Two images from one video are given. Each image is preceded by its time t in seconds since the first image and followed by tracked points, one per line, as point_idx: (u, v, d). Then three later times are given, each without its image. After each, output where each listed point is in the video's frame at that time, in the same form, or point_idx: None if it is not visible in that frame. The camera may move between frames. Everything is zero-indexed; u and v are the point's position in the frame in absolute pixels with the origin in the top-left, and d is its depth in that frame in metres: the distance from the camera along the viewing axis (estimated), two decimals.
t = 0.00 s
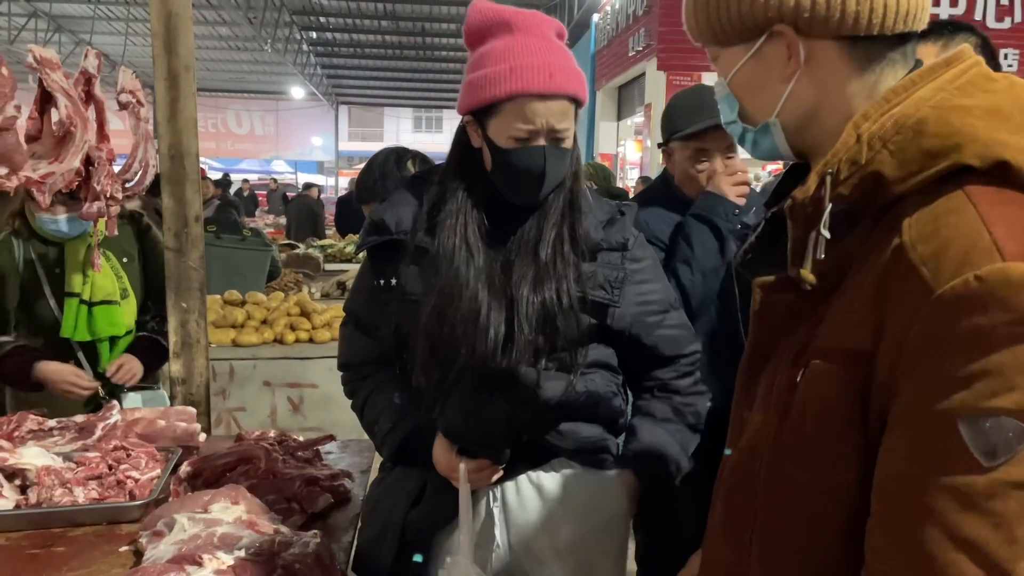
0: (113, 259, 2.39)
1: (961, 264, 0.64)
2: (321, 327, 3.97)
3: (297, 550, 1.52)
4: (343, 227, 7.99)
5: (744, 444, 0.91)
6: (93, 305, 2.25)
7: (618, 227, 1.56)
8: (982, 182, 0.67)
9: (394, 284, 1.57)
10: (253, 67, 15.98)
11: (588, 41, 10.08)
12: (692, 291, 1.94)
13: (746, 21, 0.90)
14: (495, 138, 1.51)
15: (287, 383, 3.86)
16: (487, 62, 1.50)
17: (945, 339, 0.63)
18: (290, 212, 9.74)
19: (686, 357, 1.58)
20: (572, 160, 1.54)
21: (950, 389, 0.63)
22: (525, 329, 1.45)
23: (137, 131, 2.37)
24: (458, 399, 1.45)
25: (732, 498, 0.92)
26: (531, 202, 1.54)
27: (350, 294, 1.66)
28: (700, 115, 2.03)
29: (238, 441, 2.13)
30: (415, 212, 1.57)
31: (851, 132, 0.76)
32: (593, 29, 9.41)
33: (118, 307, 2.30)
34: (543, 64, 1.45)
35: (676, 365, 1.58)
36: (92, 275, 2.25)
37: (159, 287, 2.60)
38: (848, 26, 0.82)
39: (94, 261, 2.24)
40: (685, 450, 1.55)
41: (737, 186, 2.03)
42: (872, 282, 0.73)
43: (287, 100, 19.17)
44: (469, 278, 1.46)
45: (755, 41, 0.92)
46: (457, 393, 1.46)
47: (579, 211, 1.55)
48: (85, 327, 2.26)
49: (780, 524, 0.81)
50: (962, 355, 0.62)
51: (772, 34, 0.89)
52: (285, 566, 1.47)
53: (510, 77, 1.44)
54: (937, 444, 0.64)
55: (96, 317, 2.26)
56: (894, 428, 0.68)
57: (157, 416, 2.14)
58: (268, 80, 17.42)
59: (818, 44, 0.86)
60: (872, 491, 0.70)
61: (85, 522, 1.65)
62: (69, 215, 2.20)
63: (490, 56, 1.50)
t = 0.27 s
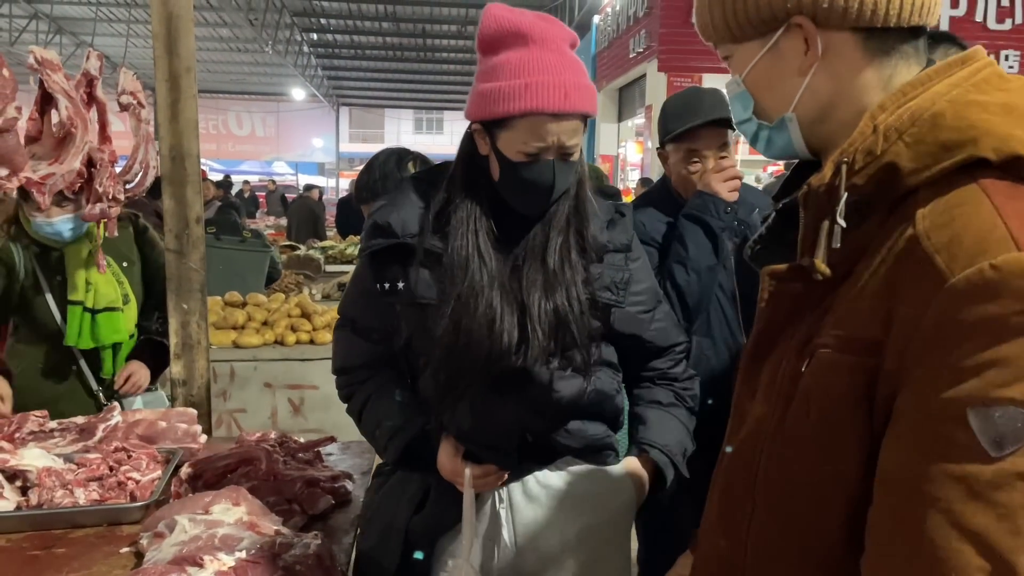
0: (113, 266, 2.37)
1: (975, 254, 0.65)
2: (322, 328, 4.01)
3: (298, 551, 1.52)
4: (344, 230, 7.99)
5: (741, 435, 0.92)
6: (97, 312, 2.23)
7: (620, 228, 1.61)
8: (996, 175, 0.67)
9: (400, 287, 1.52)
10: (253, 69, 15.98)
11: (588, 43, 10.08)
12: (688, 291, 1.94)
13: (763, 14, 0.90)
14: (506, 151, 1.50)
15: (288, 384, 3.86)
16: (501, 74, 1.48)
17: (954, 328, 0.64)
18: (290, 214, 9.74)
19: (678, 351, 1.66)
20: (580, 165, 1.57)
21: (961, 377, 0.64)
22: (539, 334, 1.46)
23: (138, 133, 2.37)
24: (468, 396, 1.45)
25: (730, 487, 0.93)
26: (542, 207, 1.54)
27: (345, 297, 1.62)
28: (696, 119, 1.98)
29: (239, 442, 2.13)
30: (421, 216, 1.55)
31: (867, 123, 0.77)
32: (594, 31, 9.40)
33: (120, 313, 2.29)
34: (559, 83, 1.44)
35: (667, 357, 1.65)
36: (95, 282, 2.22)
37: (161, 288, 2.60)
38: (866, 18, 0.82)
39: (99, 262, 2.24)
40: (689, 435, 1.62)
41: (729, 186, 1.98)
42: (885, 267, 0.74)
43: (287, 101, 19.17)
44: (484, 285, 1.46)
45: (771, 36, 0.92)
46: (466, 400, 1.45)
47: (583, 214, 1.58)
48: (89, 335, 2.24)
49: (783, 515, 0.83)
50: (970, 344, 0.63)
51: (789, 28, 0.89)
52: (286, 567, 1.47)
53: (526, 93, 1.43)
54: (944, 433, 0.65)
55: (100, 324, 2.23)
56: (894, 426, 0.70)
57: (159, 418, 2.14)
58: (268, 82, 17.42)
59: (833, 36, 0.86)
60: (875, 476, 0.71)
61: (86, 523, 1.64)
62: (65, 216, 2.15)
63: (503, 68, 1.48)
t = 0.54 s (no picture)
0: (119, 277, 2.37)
1: (980, 251, 0.65)
2: (323, 330, 4.03)
3: (300, 552, 1.53)
4: (345, 231, 7.99)
5: (744, 434, 0.92)
6: (105, 323, 2.24)
7: (620, 231, 1.62)
8: (999, 174, 0.68)
9: (402, 289, 1.54)
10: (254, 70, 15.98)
11: (589, 44, 10.08)
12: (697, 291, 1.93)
13: (748, 34, 0.92)
14: (508, 161, 1.51)
15: (289, 386, 3.86)
16: (506, 83, 1.48)
17: (959, 325, 0.65)
18: (291, 215, 9.74)
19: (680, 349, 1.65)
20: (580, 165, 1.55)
21: (966, 374, 0.64)
22: (541, 338, 1.46)
23: (140, 134, 2.37)
24: (473, 395, 1.45)
25: (730, 486, 0.93)
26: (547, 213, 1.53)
27: (345, 300, 1.61)
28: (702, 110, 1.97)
29: (240, 443, 2.13)
30: (423, 220, 1.54)
31: (871, 123, 0.77)
32: (594, 33, 9.40)
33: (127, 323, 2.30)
34: (564, 95, 1.44)
35: (670, 355, 1.63)
36: (103, 293, 2.23)
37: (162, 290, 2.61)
38: (848, 26, 0.84)
39: (105, 264, 2.25)
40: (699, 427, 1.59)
41: (730, 180, 2.01)
42: (891, 265, 0.75)
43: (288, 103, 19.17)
44: (487, 291, 1.46)
45: (759, 54, 0.93)
46: (470, 397, 1.45)
47: (584, 217, 1.58)
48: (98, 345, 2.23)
49: (786, 513, 0.83)
50: (977, 341, 0.63)
51: (775, 45, 0.91)
52: (287, 568, 1.47)
53: (530, 105, 1.43)
54: (949, 430, 0.65)
55: (109, 336, 2.24)
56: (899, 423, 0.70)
57: (160, 419, 2.13)
58: (269, 83, 17.43)
59: (824, 42, 0.86)
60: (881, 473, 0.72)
61: (88, 525, 1.65)
62: (60, 227, 2.13)
63: (507, 78, 1.48)
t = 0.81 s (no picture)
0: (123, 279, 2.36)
1: (972, 251, 0.65)
2: (323, 331, 4.03)
3: (300, 554, 1.53)
4: (345, 233, 8.00)
5: (743, 436, 0.92)
6: (110, 327, 2.24)
7: (619, 233, 1.61)
8: (992, 173, 0.68)
9: (400, 291, 1.54)
10: (255, 71, 16.00)
11: (589, 46, 10.08)
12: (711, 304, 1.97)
13: (728, 50, 0.93)
14: (505, 157, 1.50)
15: (289, 387, 3.86)
16: (500, 80, 1.48)
17: (954, 324, 0.65)
18: (292, 217, 9.73)
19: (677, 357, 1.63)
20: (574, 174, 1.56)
21: (962, 373, 0.64)
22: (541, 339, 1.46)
23: (140, 136, 2.37)
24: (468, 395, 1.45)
25: (732, 489, 0.93)
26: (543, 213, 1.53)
27: (345, 303, 1.62)
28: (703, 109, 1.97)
29: (240, 445, 2.13)
30: (422, 221, 1.55)
31: (861, 124, 0.78)
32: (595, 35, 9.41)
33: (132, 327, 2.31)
34: (557, 88, 1.43)
35: (667, 361, 1.62)
36: (108, 298, 2.23)
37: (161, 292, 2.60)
38: (827, 33, 0.85)
39: (106, 266, 2.25)
40: (691, 438, 1.57)
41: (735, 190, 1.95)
42: (886, 266, 0.75)
43: (288, 104, 19.19)
44: (484, 291, 1.46)
45: (742, 70, 0.95)
46: (466, 401, 1.45)
47: (583, 219, 1.58)
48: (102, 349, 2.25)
49: (786, 514, 0.83)
50: (971, 340, 0.63)
51: (757, 60, 0.92)
52: (287, 570, 1.47)
53: (524, 100, 1.43)
54: (946, 428, 0.65)
55: (113, 340, 2.25)
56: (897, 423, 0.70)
57: (160, 421, 2.13)
58: (269, 84, 17.45)
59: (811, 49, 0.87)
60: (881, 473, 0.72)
61: (87, 527, 1.64)
62: (66, 234, 2.14)
63: (501, 74, 1.48)
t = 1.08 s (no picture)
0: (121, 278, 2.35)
1: (963, 249, 0.65)
2: (323, 333, 4.01)
3: (300, 556, 1.53)
4: (346, 235, 8.00)
5: (743, 441, 0.92)
6: (108, 327, 2.23)
7: (621, 232, 1.61)
8: (981, 170, 0.68)
9: (402, 293, 1.52)
10: (256, 73, 16.02)
11: (589, 47, 10.10)
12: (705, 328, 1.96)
13: (715, 64, 0.97)
14: (505, 150, 1.51)
15: (290, 389, 3.86)
16: (496, 73, 1.50)
17: (947, 322, 0.65)
18: (292, 218, 9.73)
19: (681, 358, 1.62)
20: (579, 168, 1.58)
21: (956, 371, 0.64)
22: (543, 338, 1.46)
23: (141, 137, 2.37)
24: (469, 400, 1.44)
25: (731, 495, 0.92)
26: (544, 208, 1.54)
27: (347, 304, 1.63)
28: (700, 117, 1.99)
29: (240, 447, 2.13)
30: (423, 221, 1.55)
31: (848, 126, 0.79)
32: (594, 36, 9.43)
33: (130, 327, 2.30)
34: (554, 75, 1.45)
35: (669, 363, 1.61)
36: (105, 298, 2.22)
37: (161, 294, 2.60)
38: (813, 38, 0.89)
39: (104, 267, 2.22)
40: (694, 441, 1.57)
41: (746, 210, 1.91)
42: (877, 269, 0.75)
43: (289, 106, 19.21)
44: (485, 289, 1.46)
45: (729, 84, 0.98)
46: (467, 404, 1.44)
47: (583, 219, 1.59)
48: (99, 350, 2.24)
49: (790, 518, 0.82)
50: (965, 336, 0.64)
51: (744, 72, 0.96)
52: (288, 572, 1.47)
53: (520, 88, 1.44)
54: (943, 426, 0.65)
55: (111, 341, 2.24)
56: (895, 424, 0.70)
57: (161, 422, 2.12)
58: (270, 86, 17.47)
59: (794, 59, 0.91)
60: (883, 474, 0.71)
61: (88, 528, 1.64)
62: (66, 236, 2.15)
63: (495, 68, 1.50)
